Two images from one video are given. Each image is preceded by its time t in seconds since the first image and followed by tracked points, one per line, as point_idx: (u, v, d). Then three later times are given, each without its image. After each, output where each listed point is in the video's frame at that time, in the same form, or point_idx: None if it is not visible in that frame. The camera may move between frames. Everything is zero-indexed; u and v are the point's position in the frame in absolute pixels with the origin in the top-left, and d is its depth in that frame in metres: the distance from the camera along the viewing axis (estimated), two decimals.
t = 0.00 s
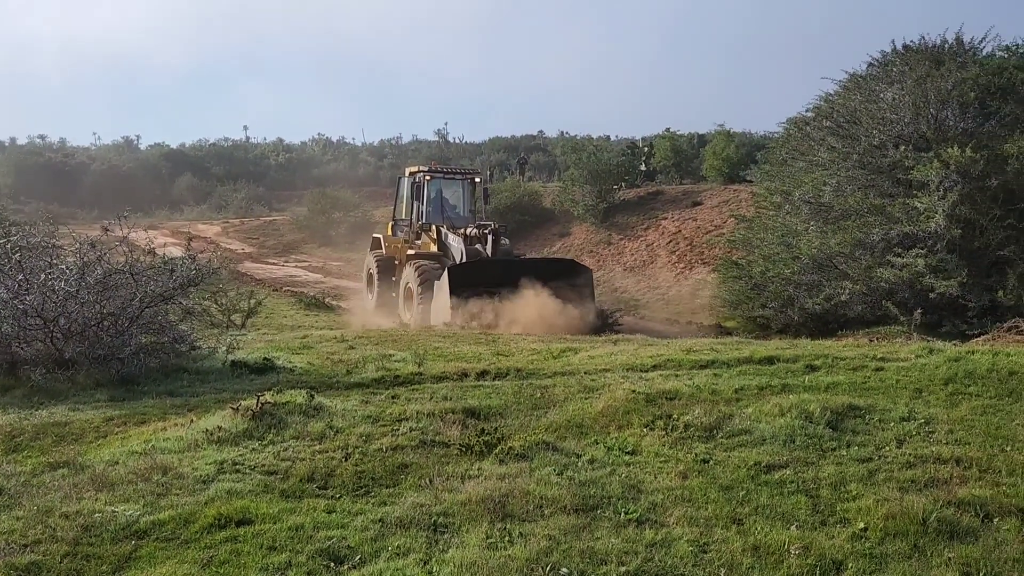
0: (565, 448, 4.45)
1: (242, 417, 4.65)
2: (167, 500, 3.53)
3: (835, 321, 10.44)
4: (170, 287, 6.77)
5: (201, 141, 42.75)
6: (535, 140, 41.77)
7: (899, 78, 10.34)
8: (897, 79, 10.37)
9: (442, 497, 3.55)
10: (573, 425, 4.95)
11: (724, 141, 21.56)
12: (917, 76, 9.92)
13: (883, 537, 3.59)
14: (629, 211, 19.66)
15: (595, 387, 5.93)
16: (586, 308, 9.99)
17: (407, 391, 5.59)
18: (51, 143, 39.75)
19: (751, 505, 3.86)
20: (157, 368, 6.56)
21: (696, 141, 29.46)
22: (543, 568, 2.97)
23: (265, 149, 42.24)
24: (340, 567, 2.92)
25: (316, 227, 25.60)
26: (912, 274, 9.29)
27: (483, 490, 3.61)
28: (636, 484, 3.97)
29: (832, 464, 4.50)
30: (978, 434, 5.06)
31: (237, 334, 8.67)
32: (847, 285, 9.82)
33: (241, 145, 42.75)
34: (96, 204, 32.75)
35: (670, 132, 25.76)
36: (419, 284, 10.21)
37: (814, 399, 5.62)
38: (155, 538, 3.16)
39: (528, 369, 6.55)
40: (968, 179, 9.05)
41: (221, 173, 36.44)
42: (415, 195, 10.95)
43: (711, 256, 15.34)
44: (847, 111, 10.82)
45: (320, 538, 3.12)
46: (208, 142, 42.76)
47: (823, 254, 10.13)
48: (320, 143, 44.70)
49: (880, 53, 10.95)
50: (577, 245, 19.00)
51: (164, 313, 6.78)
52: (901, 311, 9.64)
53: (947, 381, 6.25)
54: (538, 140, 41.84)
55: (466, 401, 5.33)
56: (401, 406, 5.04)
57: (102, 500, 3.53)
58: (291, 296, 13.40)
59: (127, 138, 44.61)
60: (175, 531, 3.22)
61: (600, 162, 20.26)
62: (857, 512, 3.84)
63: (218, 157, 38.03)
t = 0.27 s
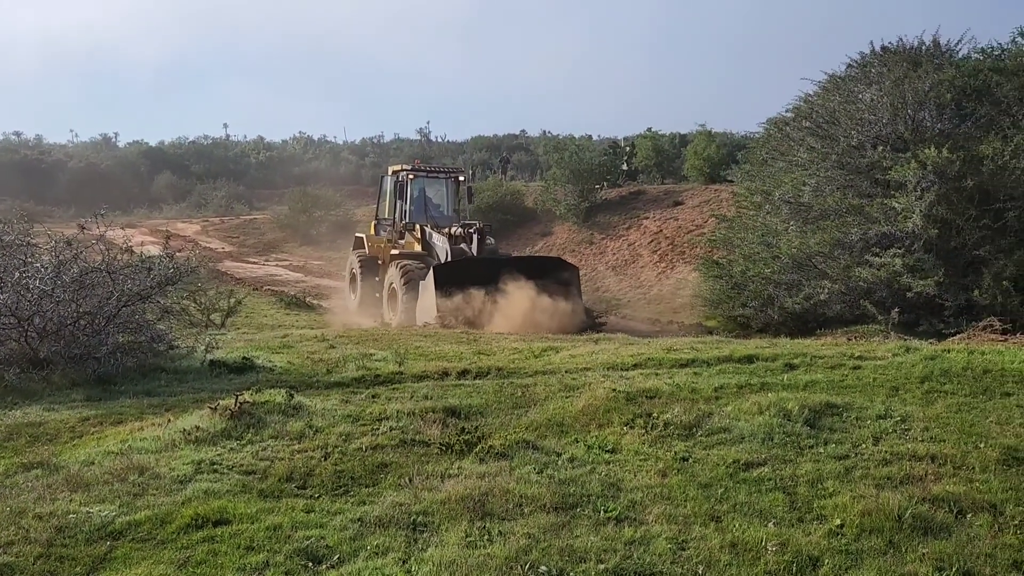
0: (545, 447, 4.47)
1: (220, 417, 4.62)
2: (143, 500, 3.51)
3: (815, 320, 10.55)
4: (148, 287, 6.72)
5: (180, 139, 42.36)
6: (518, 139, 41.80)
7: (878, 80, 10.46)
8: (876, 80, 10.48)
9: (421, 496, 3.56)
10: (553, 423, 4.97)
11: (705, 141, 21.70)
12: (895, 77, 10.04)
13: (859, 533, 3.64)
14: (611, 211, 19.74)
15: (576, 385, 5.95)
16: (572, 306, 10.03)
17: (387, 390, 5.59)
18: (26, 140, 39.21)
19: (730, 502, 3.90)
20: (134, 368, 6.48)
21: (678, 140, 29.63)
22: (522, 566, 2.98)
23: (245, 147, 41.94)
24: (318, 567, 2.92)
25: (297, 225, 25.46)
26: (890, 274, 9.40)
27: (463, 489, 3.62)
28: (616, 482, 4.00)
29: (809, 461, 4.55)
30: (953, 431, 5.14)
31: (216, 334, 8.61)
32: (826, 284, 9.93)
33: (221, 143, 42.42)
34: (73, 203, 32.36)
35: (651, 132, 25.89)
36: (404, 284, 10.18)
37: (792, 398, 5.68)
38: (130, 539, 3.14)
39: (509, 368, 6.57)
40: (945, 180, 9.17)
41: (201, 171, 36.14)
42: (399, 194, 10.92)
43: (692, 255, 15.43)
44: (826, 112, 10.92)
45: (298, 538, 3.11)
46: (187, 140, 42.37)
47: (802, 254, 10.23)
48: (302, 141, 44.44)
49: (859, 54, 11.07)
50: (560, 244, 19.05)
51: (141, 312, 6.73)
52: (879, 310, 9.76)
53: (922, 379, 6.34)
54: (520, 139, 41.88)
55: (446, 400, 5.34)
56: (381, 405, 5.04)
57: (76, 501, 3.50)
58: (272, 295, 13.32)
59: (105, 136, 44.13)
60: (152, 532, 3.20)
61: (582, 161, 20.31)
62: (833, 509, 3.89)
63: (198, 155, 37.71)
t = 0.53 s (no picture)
0: (526, 444, 4.48)
1: (200, 415, 4.59)
2: (121, 499, 3.48)
3: (794, 318, 10.65)
4: (127, 285, 6.65)
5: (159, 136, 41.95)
6: (500, 137, 41.84)
7: (857, 80, 10.57)
8: (855, 80, 10.60)
9: (402, 494, 3.56)
10: (535, 421, 4.99)
11: (686, 140, 21.83)
12: (874, 77, 10.17)
13: (837, 529, 3.69)
14: (593, 209, 19.81)
15: (558, 383, 5.97)
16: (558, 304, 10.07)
17: (369, 388, 5.58)
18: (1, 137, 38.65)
19: (709, 499, 3.94)
20: (113, 367, 6.41)
21: (659, 140, 29.80)
22: (503, 564, 2.99)
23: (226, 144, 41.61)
24: (298, 565, 2.91)
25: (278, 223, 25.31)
26: (868, 273, 9.52)
27: (444, 487, 3.63)
28: (597, 480, 4.02)
29: (788, 458, 4.60)
30: (929, 427, 5.21)
31: (197, 332, 8.55)
32: (806, 283, 10.03)
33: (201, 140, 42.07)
34: (50, 200, 31.94)
35: (633, 131, 26.00)
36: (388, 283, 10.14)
37: (771, 395, 5.74)
38: (108, 539, 3.12)
39: (491, 366, 6.58)
40: (923, 179, 9.29)
41: (181, 169, 35.81)
42: (383, 193, 10.88)
43: (673, 254, 15.52)
44: (806, 112, 11.03)
45: (278, 536, 3.10)
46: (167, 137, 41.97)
47: (783, 253, 10.32)
48: (283, 139, 44.16)
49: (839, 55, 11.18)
50: (542, 243, 19.09)
51: (120, 310, 6.65)
52: (857, 309, 9.87)
53: (899, 377, 6.43)
54: (503, 138, 41.92)
55: (428, 398, 5.34)
56: (362, 404, 5.03)
57: (53, 500, 3.47)
58: (253, 293, 13.23)
59: (84, 133, 43.65)
60: (130, 531, 3.18)
61: (565, 160, 20.37)
62: (812, 505, 3.93)
63: (177, 152, 37.38)
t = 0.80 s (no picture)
0: (509, 442, 4.49)
1: (180, 413, 4.56)
2: (100, 499, 3.44)
3: (776, 316, 10.74)
4: (105, 282, 6.58)
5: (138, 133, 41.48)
6: (484, 135, 41.82)
7: (838, 79, 10.68)
8: (836, 79, 10.70)
9: (385, 492, 3.55)
10: (518, 418, 5.00)
11: (669, 139, 21.95)
12: (854, 77, 10.29)
13: (817, 524, 3.73)
14: (576, 207, 19.85)
15: (541, 381, 5.99)
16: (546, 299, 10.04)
17: (351, 386, 5.56)
18: None
19: (691, 495, 3.96)
20: (92, 365, 6.34)
21: (642, 138, 29.93)
22: (485, 561, 3.00)
23: (207, 141, 41.24)
24: (279, 564, 2.90)
25: (260, 221, 25.13)
26: (849, 271, 9.61)
27: (427, 484, 3.62)
28: (580, 477, 4.03)
29: (770, 455, 4.63)
30: (908, 424, 5.28)
31: (177, 330, 8.48)
32: (787, 281, 10.11)
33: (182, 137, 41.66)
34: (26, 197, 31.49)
35: (616, 129, 26.08)
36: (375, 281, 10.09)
37: (753, 392, 5.79)
38: (86, 538, 3.08)
39: (474, 363, 6.58)
40: (902, 178, 9.40)
41: (161, 165, 35.45)
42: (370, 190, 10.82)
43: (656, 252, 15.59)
44: (787, 111, 11.13)
45: (260, 535, 3.09)
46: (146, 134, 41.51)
47: (764, 251, 10.40)
48: (265, 135, 43.85)
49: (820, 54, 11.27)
50: (525, 241, 19.11)
51: (98, 308, 6.58)
52: (838, 306, 9.96)
53: (879, 373, 6.50)
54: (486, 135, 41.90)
55: (410, 396, 5.33)
56: (345, 401, 5.01)
57: (30, 500, 3.42)
58: (234, 291, 13.13)
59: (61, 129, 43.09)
60: (109, 530, 3.15)
61: (548, 158, 20.40)
62: (792, 501, 3.97)
63: (157, 149, 37.00)
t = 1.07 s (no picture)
0: (494, 439, 4.49)
1: (162, 411, 4.52)
2: (81, 497, 3.41)
3: (760, 313, 10.81)
4: (86, 279, 6.50)
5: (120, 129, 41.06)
6: (469, 133, 41.76)
7: (821, 78, 10.77)
8: (819, 78, 10.79)
9: (369, 490, 3.54)
10: (503, 416, 5.00)
11: (654, 137, 22.03)
12: (837, 75, 10.41)
13: (800, 520, 3.76)
14: (562, 204, 19.88)
15: (525, 378, 5.99)
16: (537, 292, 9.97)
17: (336, 383, 5.54)
18: None
19: (675, 492, 3.98)
20: (73, 362, 6.34)
21: (627, 136, 30.01)
22: (470, 558, 3.00)
23: (189, 138, 40.89)
24: (263, 562, 2.88)
25: (243, 218, 24.96)
26: (832, 268, 9.69)
27: (412, 482, 3.62)
28: (565, 474, 4.04)
29: (753, 451, 4.67)
30: (889, 420, 5.33)
31: (159, 327, 8.41)
32: (771, 278, 10.17)
33: (164, 133, 41.27)
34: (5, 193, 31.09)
35: (601, 127, 26.15)
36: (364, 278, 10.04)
37: (736, 389, 5.83)
38: (67, 537, 3.06)
39: (459, 361, 6.58)
40: (885, 176, 9.49)
41: (142, 162, 35.12)
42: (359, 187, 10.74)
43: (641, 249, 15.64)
44: (771, 109, 11.22)
45: (243, 533, 3.07)
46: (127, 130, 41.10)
47: (748, 248, 10.46)
48: (248, 132, 43.54)
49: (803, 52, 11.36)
50: (511, 238, 19.11)
51: (80, 305, 6.51)
52: (821, 304, 10.04)
53: (861, 370, 6.57)
54: (471, 133, 41.85)
55: (395, 393, 5.32)
56: (329, 399, 5.00)
57: (10, 499, 3.39)
58: (218, 288, 13.04)
59: (41, 124, 42.58)
60: (90, 529, 3.12)
61: (533, 155, 20.42)
62: (776, 497, 4.00)
63: (139, 145, 36.63)
